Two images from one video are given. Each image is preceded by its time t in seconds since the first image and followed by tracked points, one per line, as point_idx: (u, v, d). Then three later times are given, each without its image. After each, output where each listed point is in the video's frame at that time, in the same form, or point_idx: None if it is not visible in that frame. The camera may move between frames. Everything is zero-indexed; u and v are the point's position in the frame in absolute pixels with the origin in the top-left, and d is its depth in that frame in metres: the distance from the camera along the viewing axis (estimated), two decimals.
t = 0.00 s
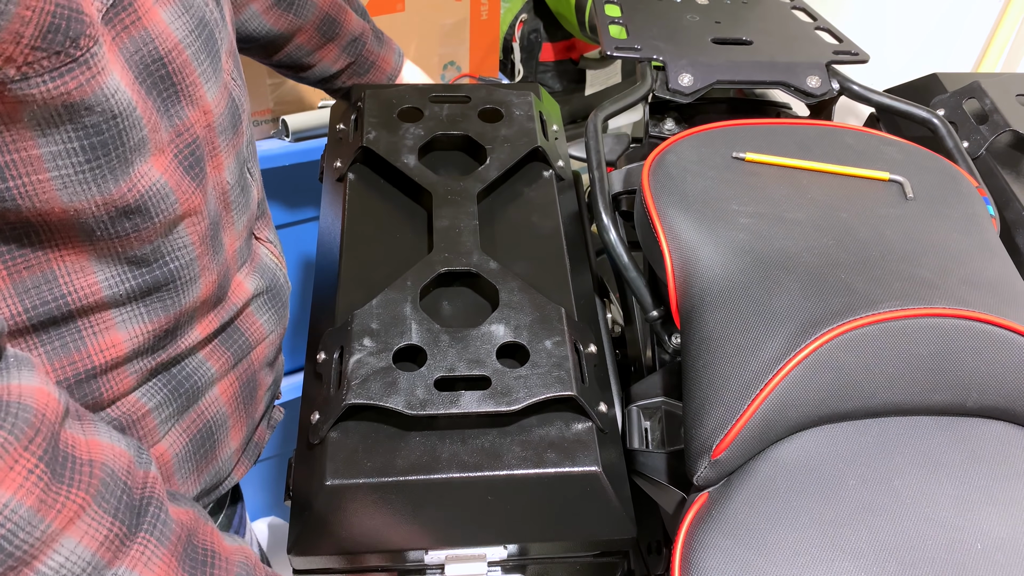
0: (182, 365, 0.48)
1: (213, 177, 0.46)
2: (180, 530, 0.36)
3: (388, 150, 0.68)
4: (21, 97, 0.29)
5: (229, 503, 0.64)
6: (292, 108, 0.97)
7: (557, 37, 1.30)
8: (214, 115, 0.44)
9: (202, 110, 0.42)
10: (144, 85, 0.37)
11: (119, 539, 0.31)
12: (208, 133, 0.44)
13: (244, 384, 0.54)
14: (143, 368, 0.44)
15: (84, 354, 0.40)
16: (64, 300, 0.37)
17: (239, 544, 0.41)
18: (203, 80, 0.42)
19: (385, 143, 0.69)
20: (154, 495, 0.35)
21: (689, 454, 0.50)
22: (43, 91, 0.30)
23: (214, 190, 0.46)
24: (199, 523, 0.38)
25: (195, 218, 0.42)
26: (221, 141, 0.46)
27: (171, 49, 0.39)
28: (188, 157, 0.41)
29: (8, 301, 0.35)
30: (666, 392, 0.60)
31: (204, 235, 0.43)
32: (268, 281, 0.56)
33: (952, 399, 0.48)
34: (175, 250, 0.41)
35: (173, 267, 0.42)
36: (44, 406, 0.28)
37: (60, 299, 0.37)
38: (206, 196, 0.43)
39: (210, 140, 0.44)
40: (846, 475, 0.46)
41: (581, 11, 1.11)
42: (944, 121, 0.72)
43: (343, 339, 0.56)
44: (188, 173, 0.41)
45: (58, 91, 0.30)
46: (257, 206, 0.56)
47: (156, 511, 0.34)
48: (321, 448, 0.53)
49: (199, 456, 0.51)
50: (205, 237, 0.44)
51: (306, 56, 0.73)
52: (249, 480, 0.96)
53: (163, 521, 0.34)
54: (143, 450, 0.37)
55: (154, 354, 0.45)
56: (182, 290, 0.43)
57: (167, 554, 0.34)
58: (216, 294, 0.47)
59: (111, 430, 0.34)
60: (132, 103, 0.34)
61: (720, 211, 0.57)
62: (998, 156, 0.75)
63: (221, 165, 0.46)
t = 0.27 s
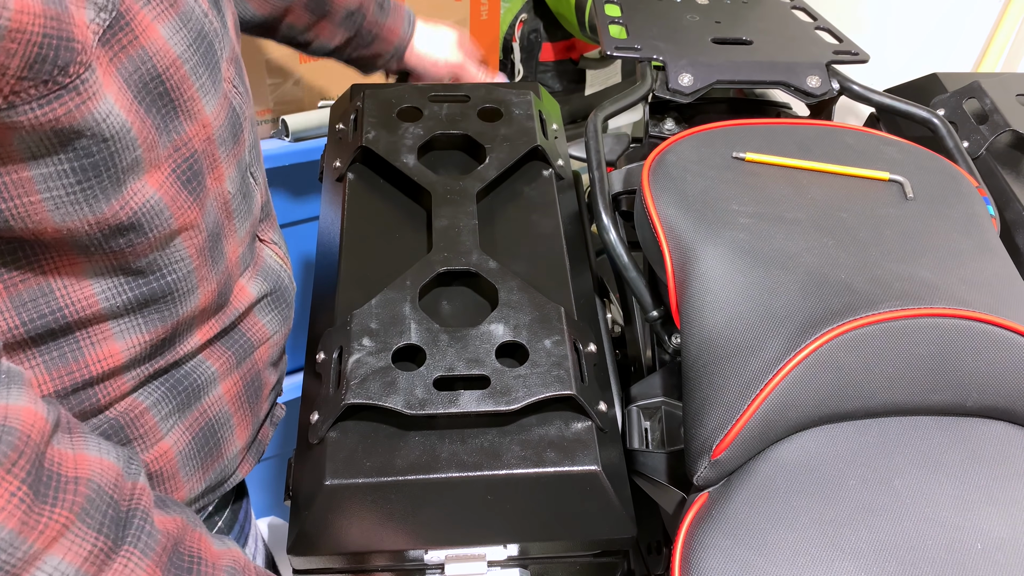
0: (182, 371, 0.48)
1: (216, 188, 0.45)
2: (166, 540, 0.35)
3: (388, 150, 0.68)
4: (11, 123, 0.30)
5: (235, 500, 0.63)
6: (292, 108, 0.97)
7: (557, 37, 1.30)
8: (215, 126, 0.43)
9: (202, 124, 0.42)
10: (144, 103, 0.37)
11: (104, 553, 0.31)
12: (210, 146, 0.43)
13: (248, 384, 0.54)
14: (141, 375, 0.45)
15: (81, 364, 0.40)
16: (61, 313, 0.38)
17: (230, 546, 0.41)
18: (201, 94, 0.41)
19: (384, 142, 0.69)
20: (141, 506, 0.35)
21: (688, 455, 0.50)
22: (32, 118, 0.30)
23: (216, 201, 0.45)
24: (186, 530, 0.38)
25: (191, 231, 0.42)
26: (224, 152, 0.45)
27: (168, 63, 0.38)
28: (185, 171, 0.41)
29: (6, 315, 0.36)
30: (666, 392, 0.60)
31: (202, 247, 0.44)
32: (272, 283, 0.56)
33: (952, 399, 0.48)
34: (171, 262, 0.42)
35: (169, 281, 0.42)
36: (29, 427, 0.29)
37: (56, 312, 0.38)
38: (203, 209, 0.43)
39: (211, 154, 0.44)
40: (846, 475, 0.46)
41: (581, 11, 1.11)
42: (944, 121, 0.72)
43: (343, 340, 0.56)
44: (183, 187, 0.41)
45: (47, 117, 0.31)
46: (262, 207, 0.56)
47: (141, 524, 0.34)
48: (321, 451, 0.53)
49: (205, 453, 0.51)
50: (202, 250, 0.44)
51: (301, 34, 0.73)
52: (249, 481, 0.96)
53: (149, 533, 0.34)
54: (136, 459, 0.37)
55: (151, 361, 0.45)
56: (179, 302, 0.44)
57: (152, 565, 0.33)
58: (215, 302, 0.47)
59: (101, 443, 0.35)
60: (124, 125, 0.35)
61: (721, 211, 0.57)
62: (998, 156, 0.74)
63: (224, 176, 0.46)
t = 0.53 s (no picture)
0: (189, 367, 0.48)
1: (225, 188, 0.45)
2: (158, 550, 0.35)
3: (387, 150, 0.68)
4: (16, 135, 0.31)
5: (243, 493, 0.63)
6: (292, 108, 0.97)
7: (557, 37, 1.30)
8: (224, 126, 0.43)
9: (210, 126, 0.42)
10: (159, 108, 0.37)
11: (96, 566, 0.32)
12: (219, 147, 0.43)
13: (255, 378, 0.54)
14: (146, 373, 0.45)
15: (87, 366, 0.40)
16: (68, 316, 0.38)
17: (225, 552, 0.41)
18: (212, 96, 0.41)
19: (384, 142, 0.69)
20: (137, 515, 0.35)
21: (689, 455, 0.50)
22: (38, 130, 0.31)
23: (225, 201, 0.45)
24: (182, 538, 0.38)
25: (195, 231, 0.42)
26: (234, 153, 0.45)
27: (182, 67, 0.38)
28: (190, 172, 0.41)
29: (11, 321, 0.36)
30: (666, 392, 0.60)
31: (206, 248, 0.44)
32: (279, 280, 0.56)
33: (952, 399, 0.48)
34: (175, 263, 0.42)
35: (173, 282, 0.42)
36: (25, 443, 0.29)
37: (63, 316, 0.38)
38: (208, 210, 0.43)
39: (221, 156, 0.44)
40: (846, 475, 0.46)
41: (581, 11, 1.11)
42: (944, 121, 0.72)
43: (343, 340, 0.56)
44: (188, 189, 0.41)
45: (51, 129, 0.32)
46: (270, 203, 0.56)
47: (133, 536, 0.34)
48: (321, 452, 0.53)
49: (211, 448, 0.51)
50: (207, 251, 0.44)
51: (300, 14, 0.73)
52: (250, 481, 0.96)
53: (139, 546, 0.34)
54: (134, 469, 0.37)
55: (156, 360, 0.45)
56: (183, 303, 0.44)
57: None
58: (220, 300, 0.48)
59: (100, 453, 0.35)
60: (130, 133, 0.35)
61: (720, 211, 0.57)
62: (998, 156, 0.74)
63: (233, 176, 0.46)
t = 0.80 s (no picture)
0: (183, 382, 0.49)
1: (225, 224, 0.45)
2: None
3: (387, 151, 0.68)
4: None
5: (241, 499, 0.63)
6: (292, 108, 0.97)
7: (557, 36, 1.30)
8: (222, 164, 0.43)
9: (205, 166, 0.42)
10: (145, 153, 0.38)
11: None
12: (216, 186, 0.43)
13: (252, 396, 0.54)
14: (133, 395, 0.46)
15: (72, 383, 0.42)
16: (53, 341, 0.39)
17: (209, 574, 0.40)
18: (206, 137, 0.41)
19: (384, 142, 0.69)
20: (115, 543, 0.34)
21: (688, 455, 0.50)
22: (15, 179, 0.32)
23: (224, 235, 0.45)
24: (164, 565, 0.37)
25: (187, 269, 0.43)
26: (235, 189, 0.45)
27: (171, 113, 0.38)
28: (181, 213, 0.41)
29: None
30: (666, 392, 0.60)
31: (199, 284, 0.44)
32: (283, 299, 0.56)
33: (952, 399, 0.48)
34: (165, 297, 0.43)
35: (163, 317, 0.43)
36: None
37: (48, 340, 0.39)
38: (202, 248, 0.43)
39: (218, 195, 0.43)
40: (846, 475, 0.46)
41: (581, 11, 1.11)
42: (944, 121, 0.72)
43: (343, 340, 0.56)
44: (179, 230, 0.41)
45: (27, 179, 0.32)
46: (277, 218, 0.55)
47: (108, 566, 0.33)
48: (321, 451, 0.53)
49: (200, 462, 0.50)
50: (200, 287, 0.44)
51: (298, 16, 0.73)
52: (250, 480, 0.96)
53: None
54: (115, 492, 0.37)
55: (146, 384, 0.46)
56: (173, 337, 0.45)
57: None
58: (215, 328, 0.48)
59: (80, 477, 0.34)
60: (112, 180, 0.36)
61: (720, 211, 0.57)
62: (998, 156, 0.74)
63: (234, 211, 0.45)
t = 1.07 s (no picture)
0: (169, 398, 0.49)
1: (217, 245, 0.45)
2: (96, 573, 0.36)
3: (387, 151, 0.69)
4: None
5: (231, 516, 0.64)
6: (292, 109, 0.97)
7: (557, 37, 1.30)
8: (214, 187, 0.43)
9: (196, 186, 0.42)
10: (131, 175, 0.38)
11: None
12: (207, 208, 0.43)
13: (243, 414, 0.55)
14: (119, 413, 0.46)
15: (53, 400, 0.42)
16: (34, 359, 0.39)
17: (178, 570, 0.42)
18: (200, 159, 0.41)
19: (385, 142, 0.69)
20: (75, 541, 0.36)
21: (689, 454, 0.50)
22: None
23: (216, 256, 0.45)
24: (126, 560, 0.39)
25: (173, 289, 0.43)
26: (229, 212, 0.45)
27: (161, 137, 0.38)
28: (167, 233, 0.42)
29: None
30: (666, 392, 0.60)
31: (187, 304, 0.44)
32: (281, 317, 0.56)
33: (952, 399, 0.48)
34: (151, 317, 0.43)
35: (149, 338, 0.43)
36: None
37: (28, 359, 0.39)
38: (190, 270, 0.43)
39: (210, 217, 0.44)
40: (846, 475, 0.46)
41: (581, 11, 1.11)
42: (944, 121, 0.72)
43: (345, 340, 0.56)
44: (165, 251, 0.41)
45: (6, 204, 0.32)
46: (280, 237, 0.55)
47: (66, 565, 0.34)
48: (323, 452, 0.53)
49: (185, 481, 0.51)
50: (188, 307, 0.45)
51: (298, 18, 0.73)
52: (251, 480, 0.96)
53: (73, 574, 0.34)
54: (77, 493, 0.38)
55: (130, 401, 0.46)
56: (160, 356, 0.45)
57: None
58: (204, 346, 0.48)
59: (37, 480, 0.36)
60: (91, 203, 0.36)
61: (720, 211, 0.57)
62: (998, 156, 0.75)
63: (227, 233, 0.46)
